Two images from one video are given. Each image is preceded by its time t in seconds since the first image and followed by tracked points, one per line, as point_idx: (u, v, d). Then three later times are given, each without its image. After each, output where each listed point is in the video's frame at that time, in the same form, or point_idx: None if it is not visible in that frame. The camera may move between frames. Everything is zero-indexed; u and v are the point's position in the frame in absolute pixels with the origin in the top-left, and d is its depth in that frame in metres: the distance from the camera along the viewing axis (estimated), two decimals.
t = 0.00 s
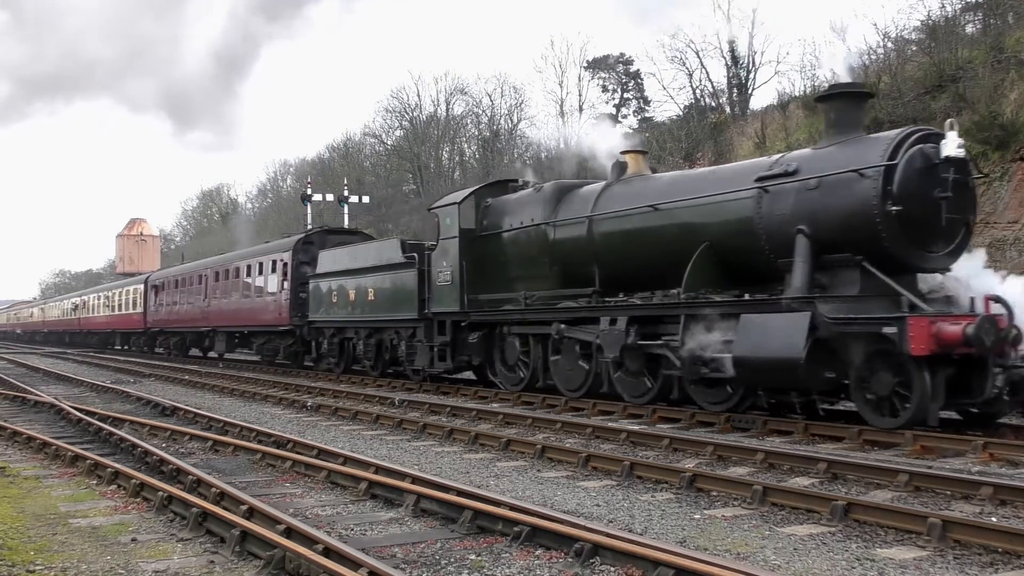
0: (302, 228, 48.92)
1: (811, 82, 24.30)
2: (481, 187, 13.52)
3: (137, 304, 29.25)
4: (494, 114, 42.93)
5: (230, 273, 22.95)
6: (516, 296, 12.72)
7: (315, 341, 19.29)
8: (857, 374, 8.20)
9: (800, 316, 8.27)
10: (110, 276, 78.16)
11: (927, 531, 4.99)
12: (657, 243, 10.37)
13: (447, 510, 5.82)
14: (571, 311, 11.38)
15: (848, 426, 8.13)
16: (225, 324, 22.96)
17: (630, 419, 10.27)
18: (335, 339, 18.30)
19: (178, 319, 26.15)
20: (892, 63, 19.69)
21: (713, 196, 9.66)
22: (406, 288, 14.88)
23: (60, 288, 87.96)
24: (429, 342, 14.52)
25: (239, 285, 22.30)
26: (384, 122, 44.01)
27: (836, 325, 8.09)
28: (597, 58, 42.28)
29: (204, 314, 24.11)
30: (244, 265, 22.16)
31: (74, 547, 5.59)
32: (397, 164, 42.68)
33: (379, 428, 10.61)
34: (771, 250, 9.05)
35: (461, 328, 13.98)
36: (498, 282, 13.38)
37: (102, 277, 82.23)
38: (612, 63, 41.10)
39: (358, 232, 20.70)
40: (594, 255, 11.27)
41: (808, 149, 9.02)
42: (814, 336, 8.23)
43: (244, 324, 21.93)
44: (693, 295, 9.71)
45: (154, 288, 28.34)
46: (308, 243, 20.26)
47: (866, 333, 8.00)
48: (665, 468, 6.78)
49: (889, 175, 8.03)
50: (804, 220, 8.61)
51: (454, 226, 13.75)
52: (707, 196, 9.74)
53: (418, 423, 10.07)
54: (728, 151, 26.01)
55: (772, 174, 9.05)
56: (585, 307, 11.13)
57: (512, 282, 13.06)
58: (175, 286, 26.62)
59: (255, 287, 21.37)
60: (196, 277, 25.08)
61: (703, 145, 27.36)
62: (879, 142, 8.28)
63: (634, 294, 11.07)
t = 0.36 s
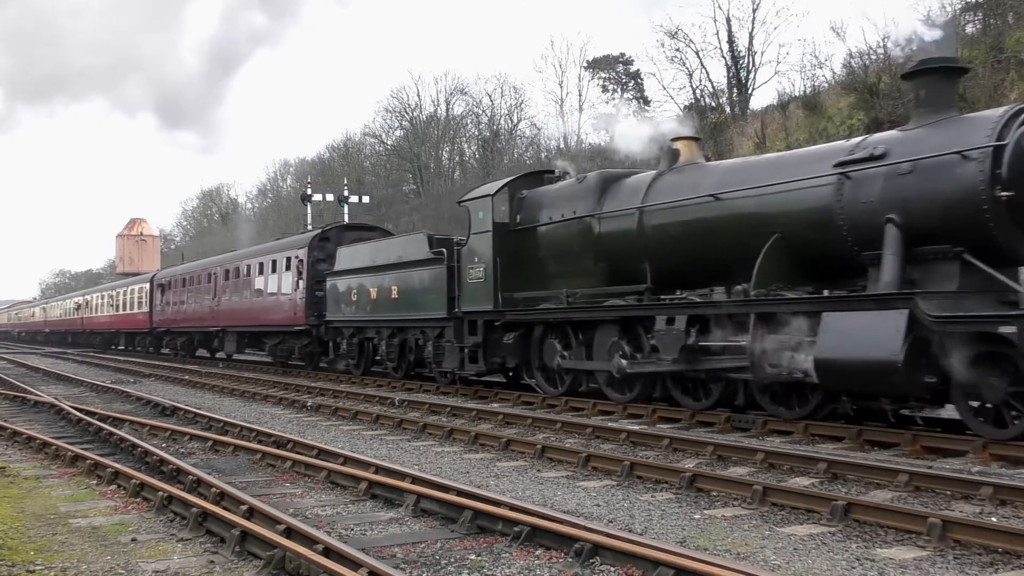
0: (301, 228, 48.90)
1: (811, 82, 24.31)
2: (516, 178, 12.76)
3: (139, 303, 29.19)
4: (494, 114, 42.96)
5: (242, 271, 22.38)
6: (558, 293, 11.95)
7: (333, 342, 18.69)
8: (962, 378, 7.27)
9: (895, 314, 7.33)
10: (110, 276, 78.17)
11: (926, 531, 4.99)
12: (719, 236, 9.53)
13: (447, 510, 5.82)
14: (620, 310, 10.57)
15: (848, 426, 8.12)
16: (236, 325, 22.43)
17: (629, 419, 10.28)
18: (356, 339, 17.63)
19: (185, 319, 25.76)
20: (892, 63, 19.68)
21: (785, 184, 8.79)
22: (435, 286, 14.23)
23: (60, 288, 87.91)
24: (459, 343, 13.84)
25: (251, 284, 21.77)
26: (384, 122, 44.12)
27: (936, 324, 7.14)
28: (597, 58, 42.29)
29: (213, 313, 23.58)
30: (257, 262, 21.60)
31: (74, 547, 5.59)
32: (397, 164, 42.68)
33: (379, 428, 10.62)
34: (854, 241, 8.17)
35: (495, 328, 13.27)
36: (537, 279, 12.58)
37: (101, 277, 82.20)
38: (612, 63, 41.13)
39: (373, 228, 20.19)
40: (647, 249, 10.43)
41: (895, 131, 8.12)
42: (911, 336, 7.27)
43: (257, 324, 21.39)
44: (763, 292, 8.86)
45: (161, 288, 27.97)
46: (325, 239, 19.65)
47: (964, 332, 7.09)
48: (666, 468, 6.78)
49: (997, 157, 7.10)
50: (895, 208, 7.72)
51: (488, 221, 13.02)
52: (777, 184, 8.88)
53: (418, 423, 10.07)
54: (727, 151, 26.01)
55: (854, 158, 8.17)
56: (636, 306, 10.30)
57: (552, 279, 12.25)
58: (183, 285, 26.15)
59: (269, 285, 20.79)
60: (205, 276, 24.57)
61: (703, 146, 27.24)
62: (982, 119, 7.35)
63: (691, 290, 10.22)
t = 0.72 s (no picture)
0: (301, 228, 48.87)
1: (811, 82, 24.30)
2: (556, 168, 11.93)
3: (141, 303, 29.01)
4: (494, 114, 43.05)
5: (252, 270, 21.54)
6: (604, 290, 11.11)
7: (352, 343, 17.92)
8: None
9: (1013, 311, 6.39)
10: (110, 276, 78.14)
11: (926, 531, 4.98)
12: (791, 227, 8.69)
13: (447, 510, 5.82)
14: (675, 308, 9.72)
15: (848, 427, 8.11)
16: (246, 325, 21.58)
17: (630, 419, 10.28)
18: (377, 340, 16.85)
19: (193, 319, 25.03)
20: (891, 63, 19.67)
21: (871, 169, 7.91)
22: (466, 283, 13.48)
23: (60, 288, 87.89)
24: (492, 344, 13.08)
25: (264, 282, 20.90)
26: (384, 122, 44.21)
27: None
28: (597, 58, 42.28)
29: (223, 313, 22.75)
30: (270, 260, 20.73)
31: (74, 547, 5.59)
32: (397, 164, 42.64)
33: (379, 428, 10.61)
34: (957, 231, 7.31)
35: (532, 328, 12.50)
36: (579, 275, 11.74)
37: (101, 277, 82.19)
38: (612, 63, 41.13)
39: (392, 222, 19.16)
40: (709, 242, 9.59)
41: (1003, 107, 7.18)
42: None
43: (270, 325, 20.53)
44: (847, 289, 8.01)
45: (167, 287, 27.25)
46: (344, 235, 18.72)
47: None
48: (665, 468, 6.78)
49: None
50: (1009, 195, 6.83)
51: (527, 214, 12.18)
52: (862, 170, 8.00)
53: (418, 423, 10.07)
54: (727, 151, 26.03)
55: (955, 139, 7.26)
56: (697, 304, 9.44)
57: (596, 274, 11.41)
58: (190, 284, 25.41)
59: (284, 284, 19.92)
60: (213, 274, 23.76)
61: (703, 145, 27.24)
62: None
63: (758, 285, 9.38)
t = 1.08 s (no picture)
0: (301, 229, 48.90)
1: (810, 82, 24.31)
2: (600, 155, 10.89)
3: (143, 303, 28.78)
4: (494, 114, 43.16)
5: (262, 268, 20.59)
6: (659, 288, 10.07)
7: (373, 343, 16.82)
8: None
9: None
10: (110, 276, 78.07)
11: (926, 531, 4.98)
12: (882, 215, 7.70)
13: (447, 510, 5.82)
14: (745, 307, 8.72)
15: (848, 426, 8.11)
16: (259, 325, 20.59)
17: (630, 419, 10.28)
18: (400, 340, 15.77)
19: (201, 319, 24.21)
20: (891, 63, 19.67)
21: (979, 150, 6.94)
22: (501, 280, 12.39)
23: (60, 288, 87.90)
24: (531, 345, 11.98)
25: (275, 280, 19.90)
26: (384, 122, 44.25)
27: None
28: (597, 58, 42.24)
29: (233, 314, 21.81)
30: (283, 257, 19.68)
31: (74, 547, 5.59)
32: (397, 164, 42.64)
33: (379, 428, 10.61)
34: None
35: (576, 327, 11.41)
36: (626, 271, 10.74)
37: (102, 278, 82.16)
38: (612, 63, 41.12)
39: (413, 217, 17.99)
40: (781, 234, 8.60)
41: None
42: None
43: (284, 325, 19.48)
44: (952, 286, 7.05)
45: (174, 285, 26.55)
46: (363, 230, 17.56)
47: None
48: (665, 468, 6.78)
49: None
50: None
51: (570, 205, 11.09)
52: (968, 150, 7.01)
53: (418, 423, 10.07)
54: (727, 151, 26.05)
55: None
56: (767, 302, 8.47)
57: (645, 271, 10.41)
58: (198, 283, 24.58)
59: (299, 282, 18.84)
60: (224, 272, 22.84)
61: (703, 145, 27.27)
62: None
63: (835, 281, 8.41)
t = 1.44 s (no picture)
0: (300, 229, 48.93)
1: (811, 82, 24.28)
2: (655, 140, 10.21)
3: (144, 302, 28.80)
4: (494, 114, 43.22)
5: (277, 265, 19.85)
6: (724, 284, 9.36)
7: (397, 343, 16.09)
8: None
9: None
10: (110, 276, 78.06)
11: (927, 531, 4.98)
12: (987, 201, 6.95)
13: (447, 510, 5.82)
14: (825, 303, 7.99)
15: (848, 427, 8.11)
16: (274, 325, 19.85)
17: (630, 418, 10.28)
18: (427, 340, 15.04)
19: (209, 318, 23.60)
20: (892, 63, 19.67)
21: None
22: (545, 276, 11.70)
23: (60, 288, 87.88)
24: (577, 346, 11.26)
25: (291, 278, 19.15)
26: (384, 122, 44.24)
27: None
28: (598, 58, 42.19)
29: (246, 313, 21.07)
30: (300, 254, 18.86)
31: (74, 547, 5.59)
32: (397, 164, 42.63)
33: (380, 428, 10.61)
34: None
35: (627, 326, 10.66)
36: (687, 267, 10.02)
37: (101, 277, 82.12)
38: (612, 62, 41.07)
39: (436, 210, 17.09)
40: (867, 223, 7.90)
41: None
42: None
43: (300, 326, 18.68)
44: None
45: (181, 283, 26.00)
46: (387, 225, 16.71)
47: None
48: (666, 468, 6.78)
49: None
50: None
51: (623, 194, 10.38)
52: None
53: (418, 423, 10.07)
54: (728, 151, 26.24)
55: None
56: (850, 298, 7.75)
57: (709, 266, 9.71)
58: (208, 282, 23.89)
59: (317, 280, 18.03)
60: (235, 271, 22.11)
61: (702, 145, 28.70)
62: None
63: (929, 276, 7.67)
